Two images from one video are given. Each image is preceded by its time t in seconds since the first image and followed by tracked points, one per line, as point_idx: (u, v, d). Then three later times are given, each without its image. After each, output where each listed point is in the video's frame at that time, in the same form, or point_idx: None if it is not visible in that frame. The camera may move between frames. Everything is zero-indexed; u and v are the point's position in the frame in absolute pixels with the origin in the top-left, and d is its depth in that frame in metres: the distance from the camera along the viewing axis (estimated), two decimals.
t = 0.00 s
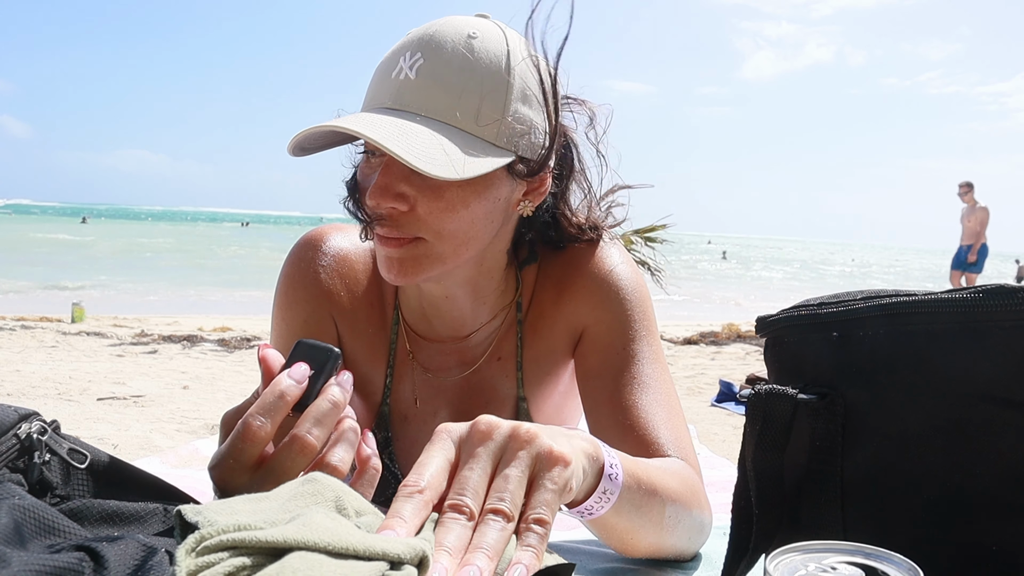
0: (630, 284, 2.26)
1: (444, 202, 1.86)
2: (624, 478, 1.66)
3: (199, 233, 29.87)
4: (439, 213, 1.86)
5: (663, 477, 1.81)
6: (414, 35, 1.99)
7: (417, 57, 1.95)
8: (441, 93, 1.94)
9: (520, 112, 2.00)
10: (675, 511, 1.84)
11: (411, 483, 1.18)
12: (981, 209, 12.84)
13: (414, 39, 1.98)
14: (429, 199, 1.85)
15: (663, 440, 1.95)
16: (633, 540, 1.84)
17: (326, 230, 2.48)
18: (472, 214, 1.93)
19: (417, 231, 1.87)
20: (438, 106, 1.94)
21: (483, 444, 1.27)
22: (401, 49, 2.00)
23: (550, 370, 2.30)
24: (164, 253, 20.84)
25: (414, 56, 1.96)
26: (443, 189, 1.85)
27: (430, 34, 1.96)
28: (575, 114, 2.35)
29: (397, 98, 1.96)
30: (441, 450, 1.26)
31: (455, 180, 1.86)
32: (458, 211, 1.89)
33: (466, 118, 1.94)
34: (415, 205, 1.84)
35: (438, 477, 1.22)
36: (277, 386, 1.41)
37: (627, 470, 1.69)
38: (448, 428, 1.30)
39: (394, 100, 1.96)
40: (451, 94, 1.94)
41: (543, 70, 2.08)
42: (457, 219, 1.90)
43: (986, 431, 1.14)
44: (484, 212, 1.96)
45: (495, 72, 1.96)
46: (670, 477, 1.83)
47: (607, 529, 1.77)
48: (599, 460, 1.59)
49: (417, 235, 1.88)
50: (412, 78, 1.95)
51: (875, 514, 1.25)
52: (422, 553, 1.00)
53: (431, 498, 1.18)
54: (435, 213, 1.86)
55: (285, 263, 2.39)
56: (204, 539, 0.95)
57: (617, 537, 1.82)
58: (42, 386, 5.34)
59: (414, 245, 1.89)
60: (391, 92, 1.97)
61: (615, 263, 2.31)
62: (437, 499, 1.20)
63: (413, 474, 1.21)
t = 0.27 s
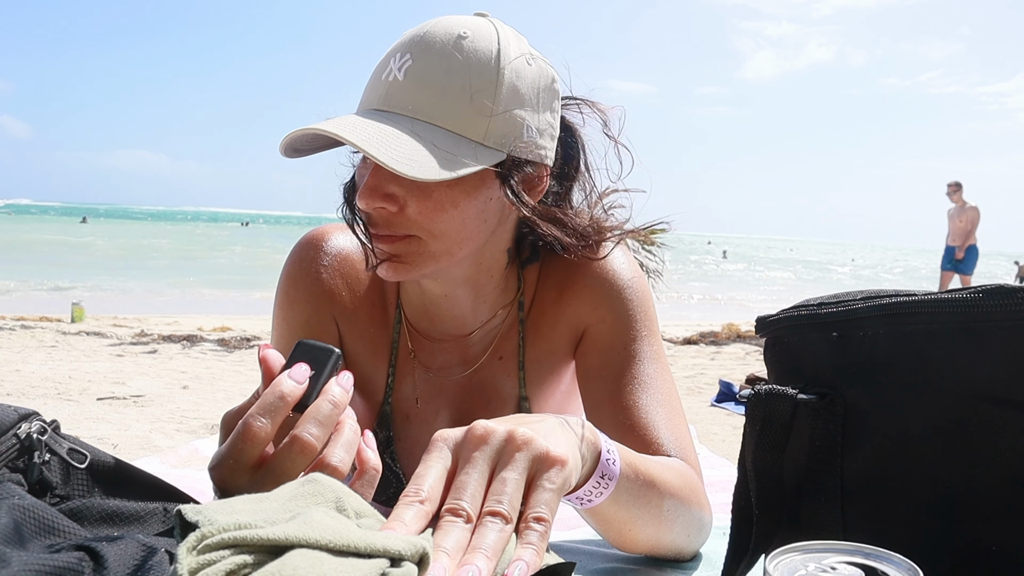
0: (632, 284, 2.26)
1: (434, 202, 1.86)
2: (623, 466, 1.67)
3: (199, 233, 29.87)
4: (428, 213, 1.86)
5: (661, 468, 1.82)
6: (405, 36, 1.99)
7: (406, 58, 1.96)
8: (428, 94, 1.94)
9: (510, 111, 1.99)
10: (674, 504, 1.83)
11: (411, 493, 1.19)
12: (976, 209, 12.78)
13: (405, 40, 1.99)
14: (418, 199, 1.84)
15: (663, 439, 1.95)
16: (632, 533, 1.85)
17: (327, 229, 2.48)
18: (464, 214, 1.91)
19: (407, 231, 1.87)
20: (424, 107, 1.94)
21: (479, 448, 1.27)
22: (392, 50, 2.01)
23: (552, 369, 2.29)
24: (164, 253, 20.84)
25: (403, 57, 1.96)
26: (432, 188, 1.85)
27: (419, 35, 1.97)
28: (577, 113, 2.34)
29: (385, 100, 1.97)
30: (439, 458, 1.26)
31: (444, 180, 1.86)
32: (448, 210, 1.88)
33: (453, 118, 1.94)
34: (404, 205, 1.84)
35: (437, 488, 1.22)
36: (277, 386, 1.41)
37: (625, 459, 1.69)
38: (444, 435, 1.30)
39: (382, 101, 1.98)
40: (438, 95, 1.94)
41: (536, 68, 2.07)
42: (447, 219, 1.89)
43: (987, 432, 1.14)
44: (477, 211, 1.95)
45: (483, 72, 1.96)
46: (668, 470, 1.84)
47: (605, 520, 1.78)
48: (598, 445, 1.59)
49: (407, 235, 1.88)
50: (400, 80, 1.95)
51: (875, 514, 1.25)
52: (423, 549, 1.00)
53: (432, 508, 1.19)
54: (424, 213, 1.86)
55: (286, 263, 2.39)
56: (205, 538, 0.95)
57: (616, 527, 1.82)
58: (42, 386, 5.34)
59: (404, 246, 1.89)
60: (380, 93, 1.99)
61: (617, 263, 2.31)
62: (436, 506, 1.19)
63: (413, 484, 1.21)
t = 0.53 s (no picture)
0: (632, 284, 2.26)
1: (438, 198, 1.86)
2: (625, 466, 1.66)
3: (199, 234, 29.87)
4: (432, 209, 1.86)
5: (663, 469, 1.81)
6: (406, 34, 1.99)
7: (408, 55, 1.96)
8: (431, 90, 1.94)
9: (512, 106, 2.00)
10: (675, 504, 1.83)
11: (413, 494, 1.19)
12: (956, 205, 12.46)
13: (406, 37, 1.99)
14: (422, 195, 1.84)
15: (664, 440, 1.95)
16: (633, 533, 1.85)
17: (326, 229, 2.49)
18: (467, 210, 1.92)
19: (411, 228, 1.87)
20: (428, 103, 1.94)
21: (483, 450, 1.27)
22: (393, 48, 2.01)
23: (552, 369, 2.29)
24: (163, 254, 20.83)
25: (405, 54, 1.96)
26: (437, 185, 1.85)
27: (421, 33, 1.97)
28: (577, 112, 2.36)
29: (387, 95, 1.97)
30: (441, 459, 1.26)
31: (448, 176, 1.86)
32: (451, 206, 1.89)
33: (457, 113, 1.94)
34: (408, 201, 1.84)
35: (438, 490, 1.22)
36: (277, 387, 1.41)
37: (627, 459, 1.69)
38: (448, 436, 1.29)
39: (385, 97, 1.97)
40: (442, 91, 1.94)
41: (537, 66, 2.07)
42: (451, 214, 1.89)
43: (987, 432, 1.14)
44: (479, 207, 1.96)
45: (486, 68, 1.96)
46: (670, 471, 1.84)
47: (606, 520, 1.78)
48: (600, 444, 1.59)
49: (411, 232, 1.88)
50: (403, 76, 1.96)
51: (875, 514, 1.25)
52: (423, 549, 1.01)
53: (433, 510, 1.19)
54: (427, 210, 1.86)
55: (285, 262, 2.40)
56: (206, 538, 0.95)
57: (618, 527, 1.82)
58: (42, 387, 5.34)
59: (408, 242, 1.89)
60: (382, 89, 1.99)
61: (616, 263, 2.31)
62: (437, 508, 1.19)
63: (414, 486, 1.21)
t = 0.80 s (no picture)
0: (631, 284, 2.26)
1: (444, 191, 1.87)
2: (629, 470, 1.67)
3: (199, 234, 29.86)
4: (438, 202, 1.87)
5: (667, 472, 1.82)
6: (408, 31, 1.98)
7: (412, 50, 1.94)
8: (440, 84, 1.93)
9: (515, 100, 2.01)
10: (677, 504, 1.83)
11: (416, 493, 1.19)
12: (947, 205, 12.51)
13: (408, 34, 1.98)
14: (427, 188, 1.85)
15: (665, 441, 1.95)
16: (635, 535, 1.85)
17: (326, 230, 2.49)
18: (472, 203, 1.93)
19: (417, 221, 1.88)
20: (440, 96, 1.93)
21: (489, 449, 1.26)
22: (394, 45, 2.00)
23: (551, 370, 2.29)
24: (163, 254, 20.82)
25: (409, 50, 1.95)
26: (443, 178, 1.87)
27: (424, 29, 1.96)
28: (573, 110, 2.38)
29: (393, 90, 1.95)
30: (446, 457, 1.26)
31: (454, 168, 1.87)
32: (457, 198, 1.90)
33: (468, 107, 1.95)
34: (414, 194, 1.85)
35: (442, 488, 1.22)
36: (277, 387, 1.41)
37: (631, 463, 1.69)
38: (453, 432, 1.29)
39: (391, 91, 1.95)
40: (450, 85, 1.94)
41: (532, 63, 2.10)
42: (456, 207, 1.90)
43: (986, 433, 1.14)
44: (484, 200, 1.97)
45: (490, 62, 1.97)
46: (673, 474, 1.84)
47: (609, 522, 1.78)
48: (606, 449, 1.59)
49: (418, 225, 1.88)
50: (407, 70, 1.94)
51: (875, 515, 1.25)
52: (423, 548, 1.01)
53: (435, 509, 1.19)
54: (434, 203, 1.87)
55: (285, 263, 2.40)
56: (206, 538, 0.95)
57: (620, 528, 1.82)
58: (42, 388, 5.33)
59: (414, 236, 1.90)
60: (386, 84, 1.96)
61: (616, 263, 2.31)
62: (440, 507, 1.20)
63: (418, 484, 1.21)
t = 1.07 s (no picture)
0: (631, 284, 2.25)
1: (471, 189, 1.88)
2: (628, 470, 1.67)
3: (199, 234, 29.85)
4: (465, 200, 1.88)
5: (666, 472, 1.82)
6: (414, 31, 1.97)
7: (425, 50, 1.93)
8: (460, 82, 1.93)
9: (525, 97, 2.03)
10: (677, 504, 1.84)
11: (414, 494, 1.19)
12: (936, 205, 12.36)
13: (415, 34, 1.96)
14: (455, 187, 1.86)
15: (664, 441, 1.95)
16: (636, 536, 1.86)
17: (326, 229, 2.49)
18: (495, 199, 1.96)
19: (445, 221, 1.89)
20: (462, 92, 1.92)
21: (488, 447, 1.26)
22: (401, 46, 1.97)
23: (551, 370, 2.29)
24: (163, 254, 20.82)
25: (421, 49, 1.93)
26: (469, 176, 1.88)
27: (431, 28, 1.96)
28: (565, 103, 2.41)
29: (410, 89, 1.92)
30: (444, 457, 1.26)
31: (478, 167, 1.89)
32: (483, 195, 1.91)
33: (489, 103, 1.95)
34: (441, 194, 1.85)
35: (441, 488, 1.22)
36: (277, 387, 1.41)
37: (630, 463, 1.69)
38: (451, 432, 1.29)
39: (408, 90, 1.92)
40: (469, 81, 1.94)
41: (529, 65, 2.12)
42: (482, 204, 1.92)
43: (985, 433, 1.14)
44: (505, 196, 1.99)
45: (502, 58, 1.99)
46: (672, 474, 1.84)
47: (609, 522, 1.78)
48: (604, 448, 1.59)
49: (445, 225, 1.90)
50: (424, 69, 1.92)
51: (874, 515, 1.25)
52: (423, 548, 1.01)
53: (434, 510, 1.19)
54: (462, 201, 1.88)
55: (286, 263, 2.40)
56: (206, 538, 0.95)
57: (620, 524, 1.82)
58: (42, 388, 5.32)
59: (441, 235, 1.90)
60: (401, 85, 1.93)
61: (615, 263, 2.31)
62: (439, 507, 1.19)
63: (417, 484, 1.21)
